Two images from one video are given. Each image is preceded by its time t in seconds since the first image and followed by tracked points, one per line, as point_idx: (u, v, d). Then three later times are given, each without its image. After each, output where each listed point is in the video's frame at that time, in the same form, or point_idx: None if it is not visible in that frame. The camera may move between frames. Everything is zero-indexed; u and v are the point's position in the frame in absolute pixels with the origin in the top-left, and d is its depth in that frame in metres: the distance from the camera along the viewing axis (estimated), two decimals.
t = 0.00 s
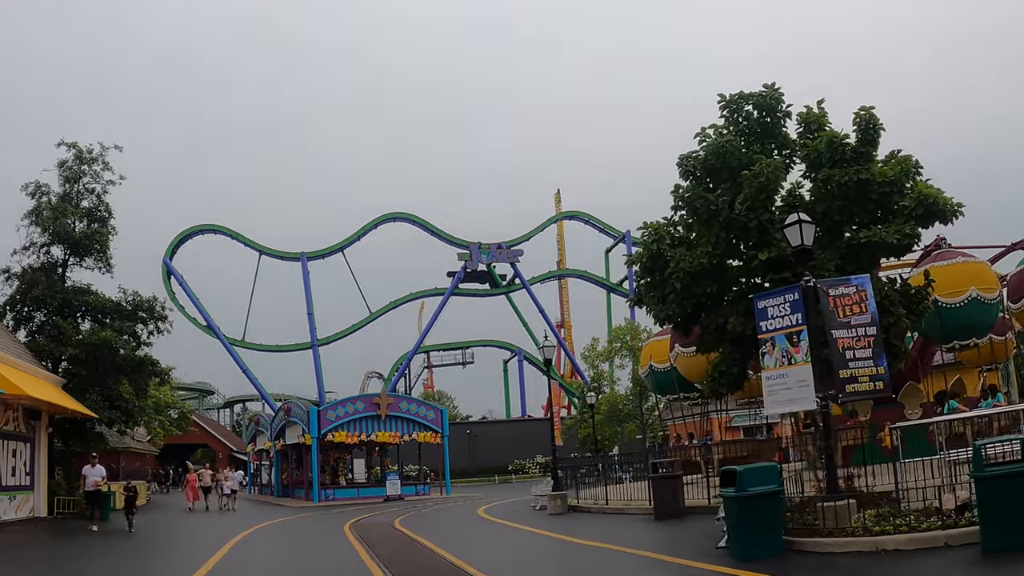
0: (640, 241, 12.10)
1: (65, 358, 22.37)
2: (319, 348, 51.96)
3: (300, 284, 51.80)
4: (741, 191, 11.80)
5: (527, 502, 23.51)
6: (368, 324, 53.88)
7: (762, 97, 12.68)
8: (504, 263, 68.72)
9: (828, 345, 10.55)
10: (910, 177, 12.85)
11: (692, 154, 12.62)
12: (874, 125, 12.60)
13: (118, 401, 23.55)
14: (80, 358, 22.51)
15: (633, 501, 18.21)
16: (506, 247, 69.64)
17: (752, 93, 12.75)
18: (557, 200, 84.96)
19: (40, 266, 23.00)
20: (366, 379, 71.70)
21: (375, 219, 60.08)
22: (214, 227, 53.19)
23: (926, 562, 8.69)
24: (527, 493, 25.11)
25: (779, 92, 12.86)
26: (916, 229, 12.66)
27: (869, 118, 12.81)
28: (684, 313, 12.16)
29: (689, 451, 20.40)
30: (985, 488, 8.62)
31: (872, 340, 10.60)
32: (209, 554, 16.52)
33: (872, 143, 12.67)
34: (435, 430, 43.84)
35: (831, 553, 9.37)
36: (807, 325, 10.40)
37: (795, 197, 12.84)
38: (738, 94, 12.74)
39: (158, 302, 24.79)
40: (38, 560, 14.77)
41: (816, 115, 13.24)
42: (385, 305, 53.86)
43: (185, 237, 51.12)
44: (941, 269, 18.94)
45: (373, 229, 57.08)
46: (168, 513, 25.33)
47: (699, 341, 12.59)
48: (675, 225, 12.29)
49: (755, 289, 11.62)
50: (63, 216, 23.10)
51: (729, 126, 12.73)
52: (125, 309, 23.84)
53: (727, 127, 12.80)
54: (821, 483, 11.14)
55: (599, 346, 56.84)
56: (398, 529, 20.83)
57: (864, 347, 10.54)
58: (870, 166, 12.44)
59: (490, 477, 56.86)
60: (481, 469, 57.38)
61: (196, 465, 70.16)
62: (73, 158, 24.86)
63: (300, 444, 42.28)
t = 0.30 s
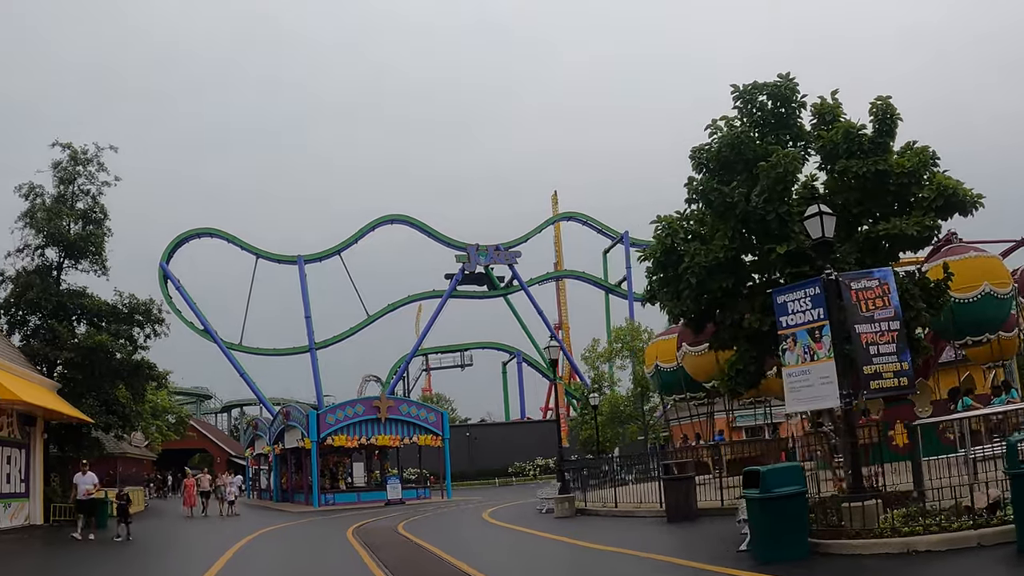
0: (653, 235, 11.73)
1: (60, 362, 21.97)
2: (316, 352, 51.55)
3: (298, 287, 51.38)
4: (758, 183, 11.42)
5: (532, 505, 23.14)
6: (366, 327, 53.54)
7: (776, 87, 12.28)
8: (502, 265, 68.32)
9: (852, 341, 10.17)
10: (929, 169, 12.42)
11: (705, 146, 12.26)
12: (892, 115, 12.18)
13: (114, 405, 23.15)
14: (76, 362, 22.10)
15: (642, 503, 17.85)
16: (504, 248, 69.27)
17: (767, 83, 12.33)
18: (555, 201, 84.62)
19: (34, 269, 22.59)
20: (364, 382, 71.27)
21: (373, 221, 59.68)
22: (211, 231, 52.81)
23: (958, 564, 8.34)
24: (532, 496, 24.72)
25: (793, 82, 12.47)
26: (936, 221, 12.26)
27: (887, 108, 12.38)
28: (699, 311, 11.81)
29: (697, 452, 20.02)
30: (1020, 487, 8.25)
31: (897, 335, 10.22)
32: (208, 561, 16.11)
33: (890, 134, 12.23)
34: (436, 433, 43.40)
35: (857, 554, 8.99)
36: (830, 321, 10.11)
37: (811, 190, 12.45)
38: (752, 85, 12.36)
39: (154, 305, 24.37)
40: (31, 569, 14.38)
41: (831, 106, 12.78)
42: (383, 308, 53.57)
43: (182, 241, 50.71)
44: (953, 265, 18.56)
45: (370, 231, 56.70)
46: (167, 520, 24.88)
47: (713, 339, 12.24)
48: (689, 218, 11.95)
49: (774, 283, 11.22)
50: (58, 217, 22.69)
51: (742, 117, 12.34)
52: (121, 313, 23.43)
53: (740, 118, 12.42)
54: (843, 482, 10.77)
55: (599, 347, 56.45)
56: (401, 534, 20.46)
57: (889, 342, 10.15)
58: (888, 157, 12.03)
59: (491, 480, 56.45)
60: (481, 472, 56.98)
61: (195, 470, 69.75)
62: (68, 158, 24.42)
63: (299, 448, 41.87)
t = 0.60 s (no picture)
0: (667, 231, 11.40)
1: (54, 365, 21.56)
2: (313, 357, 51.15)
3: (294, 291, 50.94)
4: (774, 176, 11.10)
5: (535, 510, 22.78)
6: (364, 332, 53.18)
7: (791, 79, 11.96)
8: (500, 269, 67.99)
9: (876, 338, 9.85)
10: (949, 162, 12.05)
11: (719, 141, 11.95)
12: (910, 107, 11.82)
13: (109, 409, 22.73)
14: (71, 365, 21.70)
15: (651, 507, 17.48)
16: (501, 253, 68.97)
17: (782, 76, 12.02)
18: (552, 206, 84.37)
19: (29, 270, 22.18)
20: (361, 387, 70.85)
21: (370, 226, 59.33)
22: (207, 236, 52.44)
23: (991, 565, 8.00)
24: (535, 502, 24.35)
25: (809, 75, 12.14)
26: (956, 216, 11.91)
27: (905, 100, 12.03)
28: (714, 309, 11.48)
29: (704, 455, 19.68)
30: None
31: (921, 331, 9.89)
32: (206, 568, 15.70)
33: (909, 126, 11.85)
34: (435, 438, 42.94)
35: (886, 556, 8.65)
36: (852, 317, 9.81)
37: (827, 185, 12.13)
38: (766, 78, 12.05)
39: (151, 307, 23.98)
40: None
41: (846, 99, 12.41)
42: (381, 312, 53.22)
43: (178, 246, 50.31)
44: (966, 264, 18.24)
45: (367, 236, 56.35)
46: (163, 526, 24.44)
47: (728, 338, 11.90)
48: (703, 214, 11.63)
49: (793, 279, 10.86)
50: (52, 218, 22.29)
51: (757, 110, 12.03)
52: (117, 315, 23.03)
53: (754, 112, 12.12)
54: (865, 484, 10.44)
55: (598, 351, 56.11)
56: (403, 540, 20.07)
57: (913, 338, 9.83)
58: (907, 150, 11.68)
59: (489, 485, 56.02)
60: (480, 477, 56.55)
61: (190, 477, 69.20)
62: (63, 158, 24.03)
63: (296, 453, 41.44)
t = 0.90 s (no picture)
0: (679, 223, 10.98)
1: (42, 362, 21.06)
2: (306, 356, 50.64)
3: (287, 290, 50.42)
4: (790, 167, 10.71)
5: (535, 512, 22.39)
6: (357, 331, 52.72)
7: (806, 68, 11.51)
8: (494, 269, 67.54)
9: (897, 334, 9.39)
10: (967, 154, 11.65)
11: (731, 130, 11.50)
12: (929, 97, 11.40)
13: (99, 407, 22.24)
14: (60, 362, 21.21)
15: (655, 509, 17.09)
16: (495, 252, 68.52)
17: (796, 64, 11.57)
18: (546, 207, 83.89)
19: (17, 265, 21.67)
20: (353, 387, 70.34)
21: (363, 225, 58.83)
22: (200, 234, 51.91)
23: None
24: (534, 504, 23.94)
25: (824, 63, 11.69)
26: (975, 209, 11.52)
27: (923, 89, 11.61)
28: (728, 304, 11.09)
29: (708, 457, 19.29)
30: None
31: (944, 327, 9.44)
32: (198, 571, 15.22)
33: (927, 117, 11.44)
34: (430, 438, 42.37)
35: (911, 559, 8.27)
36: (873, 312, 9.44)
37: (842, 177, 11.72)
38: (780, 66, 11.58)
39: (141, 303, 23.49)
40: None
41: (860, 90, 12.00)
42: (374, 312, 52.79)
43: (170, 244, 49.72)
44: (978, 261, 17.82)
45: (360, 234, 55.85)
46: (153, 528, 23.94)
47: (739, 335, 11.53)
48: (716, 206, 11.23)
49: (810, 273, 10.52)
50: (41, 211, 21.76)
51: (770, 99, 11.57)
52: (107, 311, 22.53)
53: (767, 101, 11.64)
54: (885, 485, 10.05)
55: (593, 351, 55.67)
56: (399, 542, 19.65)
57: (936, 334, 9.38)
58: (925, 140, 11.27)
59: (484, 486, 55.57)
60: (474, 478, 56.07)
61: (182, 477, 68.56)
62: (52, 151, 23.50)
63: (289, 453, 40.91)
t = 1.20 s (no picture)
0: (689, 218, 10.69)
1: (30, 366, 20.62)
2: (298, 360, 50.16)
3: (279, 294, 49.93)
4: (803, 161, 10.44)
5: (533, 517, 22.06)
6: (349, 334, 52.32)
7: (817, 61, 11.23)
8: (486, 272, 67.16)
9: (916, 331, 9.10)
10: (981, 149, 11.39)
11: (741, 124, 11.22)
12: (942, 90, 11.15)
13: (88, 412, 21.81)
14: (48, 366, 20.78)
15: (659, 514, 16.78)
16: (487, 255, 68.15)
17: (807, 56, 11.30)
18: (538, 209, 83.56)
19: (5, 266, 21.23)
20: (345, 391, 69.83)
21: (355, 228, 58.38)
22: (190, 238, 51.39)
23: None
24: (532, 509, 23.60)
25: (835, 56, 11.42)
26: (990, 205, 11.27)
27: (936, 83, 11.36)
28: (739, 302, 10.81)
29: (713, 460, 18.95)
30: None
31: (964, 324, 9.13)
32: None
33: (941, 111, 11.18)
34: (424, 443, 41.93)
35: (936, 563, 8.00)
36: (892, 309, 9.19)
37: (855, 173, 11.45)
38: (790, 59, 11.31)
39: (132, 306, 23.06)
40: None
41: (871, 84, 11.75)
42: (366, 316, 52.38)
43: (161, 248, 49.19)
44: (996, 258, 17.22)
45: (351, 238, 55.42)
46: (143, 535, 23.49)
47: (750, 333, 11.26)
48: (727, 202, 10.96)
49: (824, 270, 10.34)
50: (30, 212, 21.34)
51: (780, 93, 11.30)
52: (97, 314, 22.11)
53: (777, 95, 11.37)
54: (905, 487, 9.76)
55: (587, 354, 55.30)
56: (396, 548, 19.28)
57: (956, 332, 9.06)
58: (939, 135, 11.02)
59: (477, 490, 55.16)
60: (467, 483, 55.66)
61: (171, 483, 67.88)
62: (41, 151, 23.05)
63: (282, 459, 40.43)
